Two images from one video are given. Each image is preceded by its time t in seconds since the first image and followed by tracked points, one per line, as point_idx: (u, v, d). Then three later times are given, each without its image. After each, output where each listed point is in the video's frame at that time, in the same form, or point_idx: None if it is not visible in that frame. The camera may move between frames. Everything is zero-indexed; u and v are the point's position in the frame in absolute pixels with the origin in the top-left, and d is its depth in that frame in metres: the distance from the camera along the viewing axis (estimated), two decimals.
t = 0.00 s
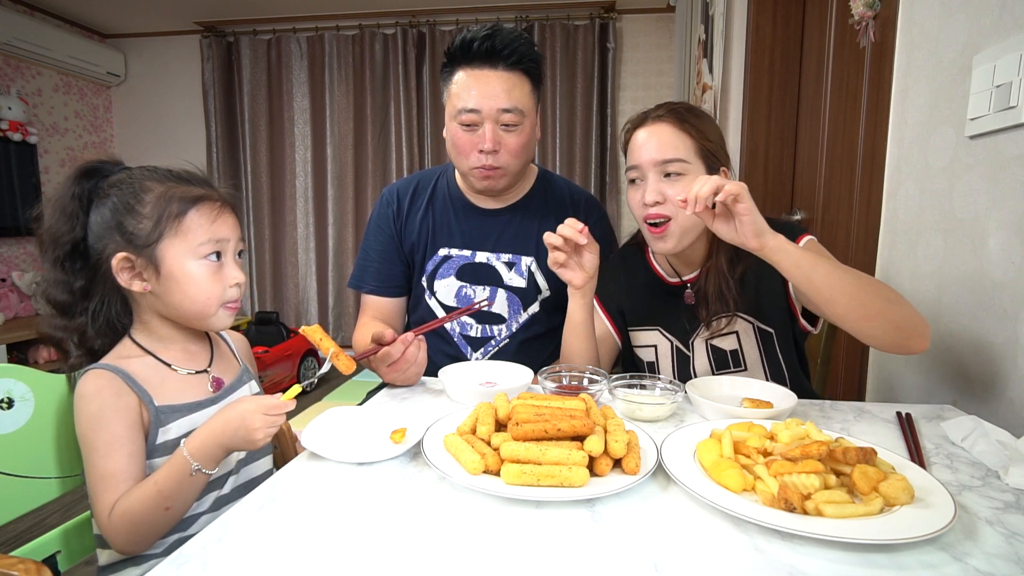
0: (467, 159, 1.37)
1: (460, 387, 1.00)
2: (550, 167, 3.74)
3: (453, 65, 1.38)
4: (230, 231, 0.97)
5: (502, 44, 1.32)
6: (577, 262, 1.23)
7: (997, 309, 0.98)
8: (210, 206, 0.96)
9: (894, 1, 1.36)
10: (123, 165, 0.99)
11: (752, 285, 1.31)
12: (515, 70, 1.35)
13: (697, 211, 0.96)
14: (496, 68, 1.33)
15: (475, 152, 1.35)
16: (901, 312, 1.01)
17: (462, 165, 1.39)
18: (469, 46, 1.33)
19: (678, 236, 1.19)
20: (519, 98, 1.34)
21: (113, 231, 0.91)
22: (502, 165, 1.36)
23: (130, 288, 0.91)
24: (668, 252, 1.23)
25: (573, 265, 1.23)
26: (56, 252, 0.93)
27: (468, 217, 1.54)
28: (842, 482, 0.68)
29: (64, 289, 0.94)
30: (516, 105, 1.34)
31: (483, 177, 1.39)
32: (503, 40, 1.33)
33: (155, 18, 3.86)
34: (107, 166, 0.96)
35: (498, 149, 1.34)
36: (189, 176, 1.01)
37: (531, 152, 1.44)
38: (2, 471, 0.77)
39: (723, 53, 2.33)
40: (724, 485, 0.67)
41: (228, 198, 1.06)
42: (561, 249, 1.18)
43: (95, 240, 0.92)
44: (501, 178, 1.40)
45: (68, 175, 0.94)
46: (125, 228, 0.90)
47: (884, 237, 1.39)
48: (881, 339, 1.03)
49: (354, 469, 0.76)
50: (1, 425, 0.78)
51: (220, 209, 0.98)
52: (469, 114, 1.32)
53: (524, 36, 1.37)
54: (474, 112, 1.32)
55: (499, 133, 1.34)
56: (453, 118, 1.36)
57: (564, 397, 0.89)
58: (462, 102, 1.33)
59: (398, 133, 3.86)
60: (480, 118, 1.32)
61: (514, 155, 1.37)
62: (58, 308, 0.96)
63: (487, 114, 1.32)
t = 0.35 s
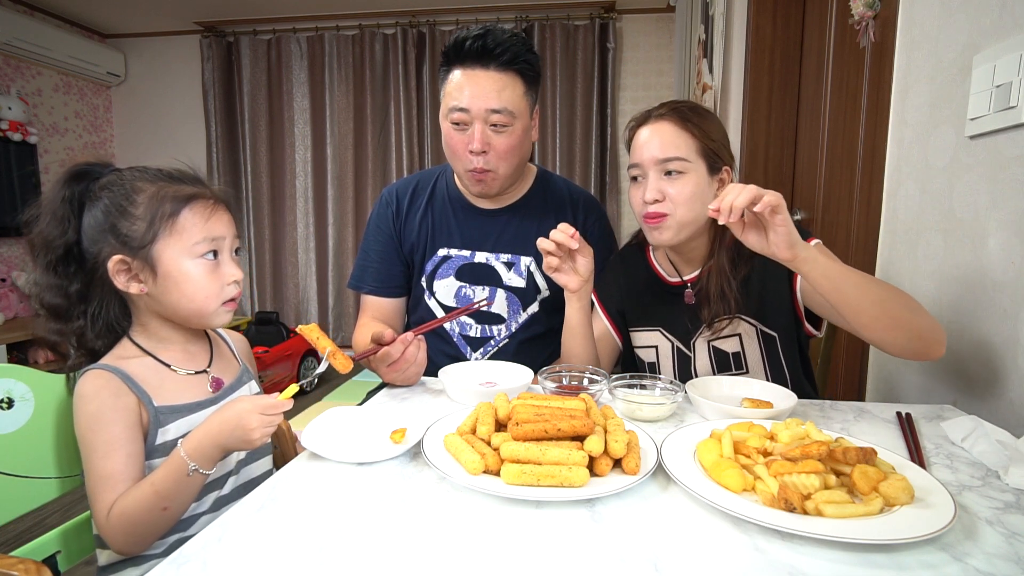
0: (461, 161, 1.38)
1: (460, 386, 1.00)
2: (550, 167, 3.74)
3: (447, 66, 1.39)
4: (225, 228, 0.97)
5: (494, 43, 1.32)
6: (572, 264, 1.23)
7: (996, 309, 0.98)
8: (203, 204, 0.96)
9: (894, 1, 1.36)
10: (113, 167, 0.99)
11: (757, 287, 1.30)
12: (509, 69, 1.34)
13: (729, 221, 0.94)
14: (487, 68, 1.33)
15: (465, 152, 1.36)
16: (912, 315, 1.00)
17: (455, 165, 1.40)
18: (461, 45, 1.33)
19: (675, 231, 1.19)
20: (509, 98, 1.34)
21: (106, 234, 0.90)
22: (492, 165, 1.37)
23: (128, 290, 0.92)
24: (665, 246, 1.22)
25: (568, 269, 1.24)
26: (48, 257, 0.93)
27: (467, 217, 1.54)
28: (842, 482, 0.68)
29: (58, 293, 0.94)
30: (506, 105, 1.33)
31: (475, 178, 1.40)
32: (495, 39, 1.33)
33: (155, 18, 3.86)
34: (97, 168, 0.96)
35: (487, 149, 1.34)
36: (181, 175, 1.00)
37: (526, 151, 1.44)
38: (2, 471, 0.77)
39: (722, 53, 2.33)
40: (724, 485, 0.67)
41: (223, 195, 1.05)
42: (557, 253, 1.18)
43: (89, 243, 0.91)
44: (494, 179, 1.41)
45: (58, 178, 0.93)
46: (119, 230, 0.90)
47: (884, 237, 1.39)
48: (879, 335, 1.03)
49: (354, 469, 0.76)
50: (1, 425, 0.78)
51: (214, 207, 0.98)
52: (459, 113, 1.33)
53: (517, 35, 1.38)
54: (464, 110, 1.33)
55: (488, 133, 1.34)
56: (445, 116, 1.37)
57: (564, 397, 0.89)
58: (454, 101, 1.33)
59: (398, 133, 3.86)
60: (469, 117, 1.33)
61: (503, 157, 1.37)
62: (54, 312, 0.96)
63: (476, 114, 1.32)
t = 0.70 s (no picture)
0: (455, 157, 1.38)
1: (460, 387, 1.00)
2: (550, 167, 3.74)
3: (446, 66, 1.38)
4: (223, 228, 0.97)
5: (491, 43, 1.32)
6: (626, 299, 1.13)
7: (997, 309, 0.98)
8: (199, 204, 0.96)
9: (893, 0, 1.36)
10: (110, 167, 0.99)
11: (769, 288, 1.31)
12: (506, 69, 1.34)
13: (769, 269, 0.95)
14: (484, 69, 1.33)
15: (461, 151, 1.36)
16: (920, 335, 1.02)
17: (453, 164, 1.40)
18: (458, 45, 1.33)
19: (687, 227, 1.19)
20: (507, 98, 1.34)
21: (103, 235, 0.90)
22: (489, 165, 1.36)
23: (125, 292, 0.92)
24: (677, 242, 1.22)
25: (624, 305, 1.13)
26: (45, 259, 0.93)
27: (467, 218, 1.54)
28: (842, 482, 0.68)
29: (55, 294, 0.95)
30: (504, 105, 1.33)
31: (473, 179, 1.40)
32: (493, 39, 1.33)
33: (155, 18, 3.86)
34: (92, 169, 0.95)
35: (484, 149, 1.34)
36: (177, 175, 1.00)
37: (525, 151, 1.44)
38: (2, 471, 0.77)
39: (722, 53, 2.33)
40: (724, 485, 0.67)
41: (220, 194, 1.05)
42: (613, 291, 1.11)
43: (87, 245, 0.92)
44: (489, 179, 1.40)
45: (53, 180, 0.93)
46: (115, 232, 0.90)
47: (884, 237, 1.39)
48: (880, 347, 1.05)
49: (354, 469, 0.76)
50: (1, 425, 0.78)
51: (210, 206, 0.98)
52: (456, 113, 1.33)
53: (515, 35, 1.37)
54: (461, 110, 1.33)
55: (485, 133, 1.34)
56: (445, 116, 1.36)
57: (564, 397, 0.89)
58: (452, 101, 1.33)
59: (398, 133, 3.86)
60: (467, 117, 1.33)
61: (501, 156, 1.36)
62: (52, 314, 0.96)
63: (472, 114, 1.32)
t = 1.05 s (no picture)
0: (456, 157, 1.38)
1: (461, 386, 1.00)
2: (550, 167, 3.74)
3: (447, 66, 1.38)
4: (216, 231, 0.95)
5: (493, 43, 1.32)
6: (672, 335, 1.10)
7: (997, 309, 0.98)
8: (192, 207, 0.94)
9: (893, 0, 1.36)
10: (118, 166, 0.99)
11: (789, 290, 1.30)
12: (508, 69, 1.34)
13: (774, 332, 0.97)
14: (485, 68, 1.33)
15: (462, 151, 1.36)
16: (908, 370, 1.06)
17: (453, 165, 1.40)
18: (460, 45, 1.33)
19: (706, 223, 1.19)
20: (509, 97, 1.34)
21: (96, 237, 0.91)
22: (489, 165, 1.36)
23: (116, 293, 0.92)
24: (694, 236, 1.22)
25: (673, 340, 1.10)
26: (52, 254, 0.95)
27: (468, 218, 1.54)
28: (842, 482, 0.68)
29: (60, 290, 0.95)
30: (505, 105, 1.33)
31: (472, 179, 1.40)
32: (495, 38, 1.33)
33: (155, 18, 3.86)
34: (96, 168, 0.96)
35: (485, 148, 1.34)
36: (177, 176, 0.99)
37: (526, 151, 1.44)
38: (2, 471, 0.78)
39: (722, 53, 2.33)
40: (724, 485, 0.67)
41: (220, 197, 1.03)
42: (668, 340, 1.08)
43: (83, 245, 0.92)
44: (490, 178, 1.40)
45: (63, 177, 0.95)
46: (106, 234, 0.90)
47: (884, 237, 1.39)
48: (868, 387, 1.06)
49: (354, 469, 0.76)
50: (1, 425, 0.79)
51: (205, 209, 0.96)
52: (458, 112, 1.33)
53: (517, 35, 1.37)
54: (463, 110, 1.33)
55: (486, 133, 1.34)
56: (445, 115, 1.36)
57: (564, 397, 0.89)
58: (453, 101, 1.34)
59: (398, 133, 3.86)
60: (468, 117, 1.33)
61: (501, 157, 1.36)
62: (56, 310, 0.97)
63: (474, 113, 1.32)
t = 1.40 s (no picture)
0: (459, 159, 1.38)
1: (461, 387, 1.00)
2: (550, 167, 3.73)
3: (447, 66, 1.39)
4: (212, 230, 0.94)
5: (494, 43, 1.32)
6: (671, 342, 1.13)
7: (996, 309, 0.98)
8: (189, 206, 0.94)
9: (893, 0, 1.36)
10: (123, 166, 1.00)
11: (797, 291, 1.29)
12: (509, 69, 1.34)
13: (789, 336, 0.97)
14: (487, 68, 1.33)
15: (463, 151, 1.36)
16: (910, 376, 1.06)
17: (455, 165, 1.40)
18: (461, 45, 1.33)
19: (718, 220, 1.19)
20: (510, 98, 1.34)
21: (94, 234, 0.91)
22: (490, 165, 1.36)
23: (111, 289, 0.92)
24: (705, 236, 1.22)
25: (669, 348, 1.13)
26: (57, 251, 0.95)
27: (468, 218, 1.54)
28: (842, 482, 0.68)
29: (64, 286, 0.96)
30: (506, 105, 1.33)
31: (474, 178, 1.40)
32: (496, 39, 1.33)
33: (155, 18, 3.86)
34: (100, 168, 0.97)
35: (486, 148, 1.34)
36: (176, 176, 0.99)
37: (526, 152, 1.44)
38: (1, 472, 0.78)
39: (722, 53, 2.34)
40: (724, 485, 0.67)
41: (219, 197, 1.03)
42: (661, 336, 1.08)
43: (83, 241, 0.92)
44: (494, 178, 1.40)
45: (70, 177, 0.96)
46: (103, 231, 0.90)
47: (884, 237, 1.39)
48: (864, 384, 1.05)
49: (354, 469, 0.76)
50: (2, 425, 0.79)
51: (202, 208, 0.96)
52: (459, 112, 1.33)
53: (518, 36, 1.37)
54: (464, 110, 1.33)
55: (488, 133, 1.34)
56: (445, 116, 1.37)
57: (564, 397, 0.89)
58: (453, 100, 1.34)
59: (398, 133, 3.86)
60: (469, 116, 1.33)
61: (503, 157, 1.37)
62: (60, 307, 0.98)
63: (475, 114, 1.32)
